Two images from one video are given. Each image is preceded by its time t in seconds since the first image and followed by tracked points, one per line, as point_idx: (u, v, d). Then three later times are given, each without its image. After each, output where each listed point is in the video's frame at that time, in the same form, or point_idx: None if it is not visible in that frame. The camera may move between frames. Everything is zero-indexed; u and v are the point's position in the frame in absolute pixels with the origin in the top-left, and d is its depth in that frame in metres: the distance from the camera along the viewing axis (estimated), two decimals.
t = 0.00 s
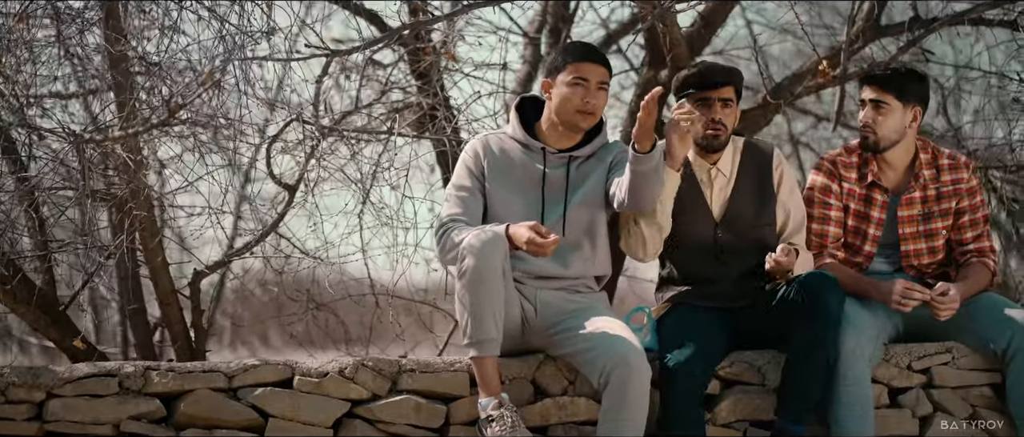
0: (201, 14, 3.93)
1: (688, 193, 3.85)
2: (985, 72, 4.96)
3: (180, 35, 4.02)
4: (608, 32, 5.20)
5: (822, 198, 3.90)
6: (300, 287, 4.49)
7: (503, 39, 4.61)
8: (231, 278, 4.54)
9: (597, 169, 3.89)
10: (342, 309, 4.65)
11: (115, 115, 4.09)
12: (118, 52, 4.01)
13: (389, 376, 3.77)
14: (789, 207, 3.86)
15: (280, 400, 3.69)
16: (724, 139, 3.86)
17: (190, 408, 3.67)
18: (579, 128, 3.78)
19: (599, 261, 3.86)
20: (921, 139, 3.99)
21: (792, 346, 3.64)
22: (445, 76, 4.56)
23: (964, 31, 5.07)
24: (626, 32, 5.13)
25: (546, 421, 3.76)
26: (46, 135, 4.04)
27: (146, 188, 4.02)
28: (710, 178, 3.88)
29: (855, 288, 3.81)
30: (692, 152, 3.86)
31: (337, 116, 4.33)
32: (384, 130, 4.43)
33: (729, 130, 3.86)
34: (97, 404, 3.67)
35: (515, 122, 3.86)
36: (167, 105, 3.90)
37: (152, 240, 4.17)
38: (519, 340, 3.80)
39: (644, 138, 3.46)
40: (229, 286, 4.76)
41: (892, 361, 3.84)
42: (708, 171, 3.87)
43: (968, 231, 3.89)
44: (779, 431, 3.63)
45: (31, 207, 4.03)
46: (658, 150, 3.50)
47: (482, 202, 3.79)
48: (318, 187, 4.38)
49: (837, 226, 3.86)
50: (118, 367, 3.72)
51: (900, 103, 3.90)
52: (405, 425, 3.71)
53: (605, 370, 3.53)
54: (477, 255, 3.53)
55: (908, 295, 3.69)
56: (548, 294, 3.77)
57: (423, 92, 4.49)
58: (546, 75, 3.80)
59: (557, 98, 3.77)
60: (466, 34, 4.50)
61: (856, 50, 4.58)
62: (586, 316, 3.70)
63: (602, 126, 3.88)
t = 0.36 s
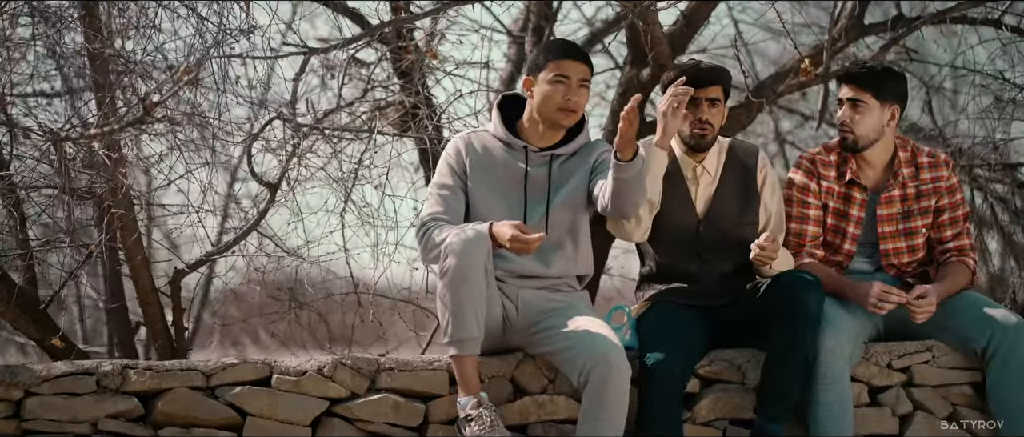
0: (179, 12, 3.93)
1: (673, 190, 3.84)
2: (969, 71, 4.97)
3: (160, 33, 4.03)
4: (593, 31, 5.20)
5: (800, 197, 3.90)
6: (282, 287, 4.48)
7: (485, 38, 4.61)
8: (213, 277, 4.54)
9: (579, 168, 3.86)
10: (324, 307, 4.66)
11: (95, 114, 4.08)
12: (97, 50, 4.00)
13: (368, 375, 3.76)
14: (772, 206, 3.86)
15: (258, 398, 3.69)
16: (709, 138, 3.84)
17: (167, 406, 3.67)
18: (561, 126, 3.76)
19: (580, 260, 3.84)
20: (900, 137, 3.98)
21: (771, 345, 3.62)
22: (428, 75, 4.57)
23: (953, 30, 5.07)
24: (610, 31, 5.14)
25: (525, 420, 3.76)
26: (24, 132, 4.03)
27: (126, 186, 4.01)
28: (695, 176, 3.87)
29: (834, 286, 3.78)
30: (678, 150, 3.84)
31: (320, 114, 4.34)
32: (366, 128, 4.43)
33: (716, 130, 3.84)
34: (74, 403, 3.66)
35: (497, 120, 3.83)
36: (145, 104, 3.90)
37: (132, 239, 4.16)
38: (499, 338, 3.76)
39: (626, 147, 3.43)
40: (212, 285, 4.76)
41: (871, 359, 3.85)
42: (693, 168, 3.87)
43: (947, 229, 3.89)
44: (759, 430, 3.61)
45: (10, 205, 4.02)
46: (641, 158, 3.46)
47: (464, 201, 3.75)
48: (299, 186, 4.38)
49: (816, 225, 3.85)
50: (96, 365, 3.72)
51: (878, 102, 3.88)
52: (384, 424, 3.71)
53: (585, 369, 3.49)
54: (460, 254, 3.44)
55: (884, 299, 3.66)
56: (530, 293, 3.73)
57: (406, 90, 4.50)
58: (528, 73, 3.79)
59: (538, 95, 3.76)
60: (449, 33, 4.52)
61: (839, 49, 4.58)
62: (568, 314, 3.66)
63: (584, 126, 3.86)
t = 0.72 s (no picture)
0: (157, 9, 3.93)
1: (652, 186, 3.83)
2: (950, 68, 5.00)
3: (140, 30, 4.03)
4: (576, 30, 5.22)
5: (778, 196, 3.88)
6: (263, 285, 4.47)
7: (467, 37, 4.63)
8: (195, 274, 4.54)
9: (557, 167, 3.85)
10: (306, 305, 4.66)
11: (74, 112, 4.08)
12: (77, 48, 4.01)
13: (346, 372, 3.75)
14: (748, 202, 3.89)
15: (235, 395, 3.68)
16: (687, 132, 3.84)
17: (145, 404, 3.65)
18: (534, 121, 3.75)
19: (559, 258, 3.82)
20: (876, 134, 3.96)
21: (751, 342, 3.62)
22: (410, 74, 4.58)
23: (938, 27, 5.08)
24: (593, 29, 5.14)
25: (504, 417, 3.75)
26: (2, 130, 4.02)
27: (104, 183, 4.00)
28: (675, 171, 3.88)
29: (813, 284, 3.78)
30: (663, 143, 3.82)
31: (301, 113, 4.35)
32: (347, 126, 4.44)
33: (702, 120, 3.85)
34: (51, 400, 3.66)
35: (472, 118, 3.82)
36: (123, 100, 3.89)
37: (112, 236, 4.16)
38: (478, 336, 3.74)
39: (598, 175, 3.39)
40: (195, 283, 4.76)
41: (852, 357, 3.84)
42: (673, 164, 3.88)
43: (926, 227, 3.89)
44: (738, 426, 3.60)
45: None
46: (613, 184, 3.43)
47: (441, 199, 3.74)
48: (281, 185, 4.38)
49: (793, 223, 3.84)
50: (73, 363, 3.71)
51: (851, 101, 3.88)
52: (362, 421, 3.70)
53: (562, 367, 3.48)
54: (439, 253, 3.40)
55: (863, 293, 3.65)
56: (508, 290, 3.70)
57: (388, 89, 4.51)
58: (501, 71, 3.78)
59: (510, 92, 3.75)
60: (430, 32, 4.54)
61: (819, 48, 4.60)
62: (546, 312, 3.64)
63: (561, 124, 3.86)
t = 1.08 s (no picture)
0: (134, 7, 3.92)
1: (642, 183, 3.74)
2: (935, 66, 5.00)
3: (119, 28, 4.04)
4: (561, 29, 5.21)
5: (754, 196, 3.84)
6: (244, 284, 4.46)
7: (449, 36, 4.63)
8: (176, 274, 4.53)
9: (534, 166, 3.84)
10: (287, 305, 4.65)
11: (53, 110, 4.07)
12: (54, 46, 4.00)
13: (324, 372, 3.73)
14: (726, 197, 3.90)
15: (212, 395, 3.66)
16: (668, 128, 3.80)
17: (121, 403, 3.64)
18: (508, 119, 3.75)
19: (537, 257, 3.82)
20: (852, 132, 3.96)
21: (730, 341, 3.59)
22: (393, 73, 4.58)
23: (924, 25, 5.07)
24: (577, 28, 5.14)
25: (482, 417, 3.74)
26: None
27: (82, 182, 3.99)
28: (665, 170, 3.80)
29: (789, 282, 3.78)
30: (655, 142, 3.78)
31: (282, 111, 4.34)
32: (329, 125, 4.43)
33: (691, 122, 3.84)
34: (27, 400, 3.64)
35: (448, 116, 3.81)
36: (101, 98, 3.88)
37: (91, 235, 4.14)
38: (456, 335, 3.73)
39: (568, 203, 3.48)
40: (177, 283, 4.75)
41: (833, 356, 3.82)
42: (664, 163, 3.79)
43: (904, 224, 3.88)
44: (717, 426, 3.59)
45: None
46: (584, 208, 3.51)
47: (417, 199, 3.72)
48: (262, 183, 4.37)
49: (770, 223, 3.80)
50: (49, 362, 3.69)
51: (828, 98, 3.87)
52: (339, 421, 3.68)
53: (540, 366, 3.46)
54: (412, 249, 3.39)
55: (839, 291, 3.63)
56: (487, 289, 3.69)
57: (370, 87, 4.50)
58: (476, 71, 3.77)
59: (483, 89, 3.75)
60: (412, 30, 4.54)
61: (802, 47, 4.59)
62: (524, 311, 3.62)
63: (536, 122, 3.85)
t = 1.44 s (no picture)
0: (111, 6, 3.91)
1: (642, 181, 3.74)
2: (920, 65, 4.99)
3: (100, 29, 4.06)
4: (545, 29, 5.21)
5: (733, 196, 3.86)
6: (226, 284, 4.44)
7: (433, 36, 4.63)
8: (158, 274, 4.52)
9: (512, 167, 3.84)
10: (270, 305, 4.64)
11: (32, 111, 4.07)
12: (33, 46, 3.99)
13: (303, 372, 3.70)
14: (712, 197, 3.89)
15: (190, 395, 3.65)
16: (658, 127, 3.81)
17: (99, 403, 3.63)
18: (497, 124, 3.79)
19: (516, 258, 3.80)
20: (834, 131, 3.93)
21: (711, 341, 3.58)
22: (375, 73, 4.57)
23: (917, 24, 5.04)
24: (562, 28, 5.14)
25: (462, 417, 3.71)
26: None
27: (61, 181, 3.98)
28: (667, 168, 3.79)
29: (770, 281, 3.73)
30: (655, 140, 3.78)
31: (263, 111, 4.32)
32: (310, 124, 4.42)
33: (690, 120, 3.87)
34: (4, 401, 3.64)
35: (426, 116, 3.78)
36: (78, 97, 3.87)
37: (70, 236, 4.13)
38: (435, 335, 3.70)
39: (540, 229, 3.54)
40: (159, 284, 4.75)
41: (815, 357, 3.80)
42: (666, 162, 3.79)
43: (887, 222, 3.86)
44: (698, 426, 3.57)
45: None
46: (555, 232, 3.58)
47: (395, 199, 3.71)
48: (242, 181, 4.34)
49: (746, 224, 3.81)
50: (27, 363, 3.69)
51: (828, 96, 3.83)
52: (317, 421, 3.66)
53: (518, 367, 3.44)
54: (388, 249, 3.39)
55: (813, 289, 3.63)
56: (466, 289, 3.67)
57: (352, 86, 4.50)
58: (455, 72, 3.77)
59: (474, 94, 3.74)
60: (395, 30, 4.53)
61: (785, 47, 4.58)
62: (504, 312, 3.60)
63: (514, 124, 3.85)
